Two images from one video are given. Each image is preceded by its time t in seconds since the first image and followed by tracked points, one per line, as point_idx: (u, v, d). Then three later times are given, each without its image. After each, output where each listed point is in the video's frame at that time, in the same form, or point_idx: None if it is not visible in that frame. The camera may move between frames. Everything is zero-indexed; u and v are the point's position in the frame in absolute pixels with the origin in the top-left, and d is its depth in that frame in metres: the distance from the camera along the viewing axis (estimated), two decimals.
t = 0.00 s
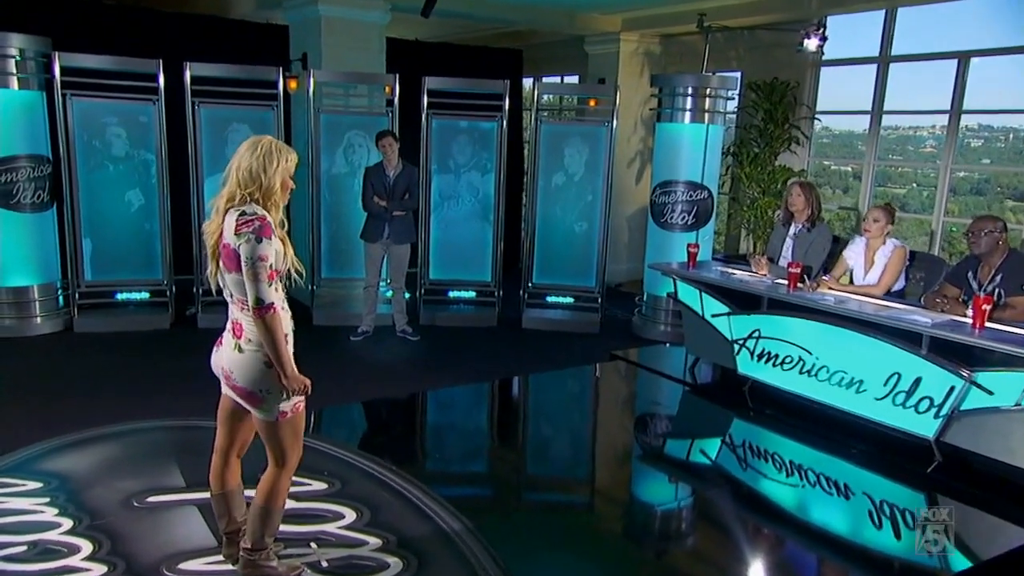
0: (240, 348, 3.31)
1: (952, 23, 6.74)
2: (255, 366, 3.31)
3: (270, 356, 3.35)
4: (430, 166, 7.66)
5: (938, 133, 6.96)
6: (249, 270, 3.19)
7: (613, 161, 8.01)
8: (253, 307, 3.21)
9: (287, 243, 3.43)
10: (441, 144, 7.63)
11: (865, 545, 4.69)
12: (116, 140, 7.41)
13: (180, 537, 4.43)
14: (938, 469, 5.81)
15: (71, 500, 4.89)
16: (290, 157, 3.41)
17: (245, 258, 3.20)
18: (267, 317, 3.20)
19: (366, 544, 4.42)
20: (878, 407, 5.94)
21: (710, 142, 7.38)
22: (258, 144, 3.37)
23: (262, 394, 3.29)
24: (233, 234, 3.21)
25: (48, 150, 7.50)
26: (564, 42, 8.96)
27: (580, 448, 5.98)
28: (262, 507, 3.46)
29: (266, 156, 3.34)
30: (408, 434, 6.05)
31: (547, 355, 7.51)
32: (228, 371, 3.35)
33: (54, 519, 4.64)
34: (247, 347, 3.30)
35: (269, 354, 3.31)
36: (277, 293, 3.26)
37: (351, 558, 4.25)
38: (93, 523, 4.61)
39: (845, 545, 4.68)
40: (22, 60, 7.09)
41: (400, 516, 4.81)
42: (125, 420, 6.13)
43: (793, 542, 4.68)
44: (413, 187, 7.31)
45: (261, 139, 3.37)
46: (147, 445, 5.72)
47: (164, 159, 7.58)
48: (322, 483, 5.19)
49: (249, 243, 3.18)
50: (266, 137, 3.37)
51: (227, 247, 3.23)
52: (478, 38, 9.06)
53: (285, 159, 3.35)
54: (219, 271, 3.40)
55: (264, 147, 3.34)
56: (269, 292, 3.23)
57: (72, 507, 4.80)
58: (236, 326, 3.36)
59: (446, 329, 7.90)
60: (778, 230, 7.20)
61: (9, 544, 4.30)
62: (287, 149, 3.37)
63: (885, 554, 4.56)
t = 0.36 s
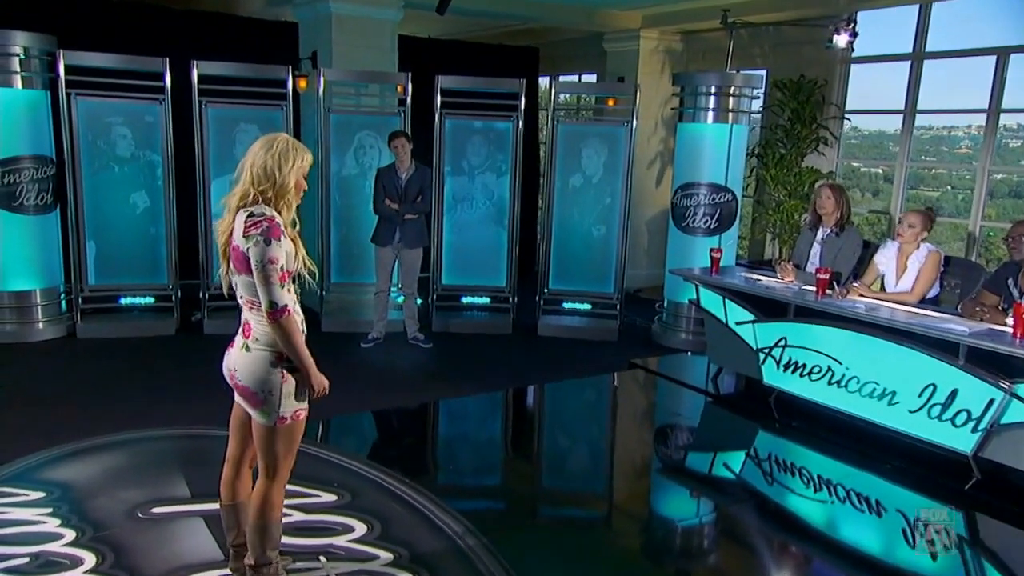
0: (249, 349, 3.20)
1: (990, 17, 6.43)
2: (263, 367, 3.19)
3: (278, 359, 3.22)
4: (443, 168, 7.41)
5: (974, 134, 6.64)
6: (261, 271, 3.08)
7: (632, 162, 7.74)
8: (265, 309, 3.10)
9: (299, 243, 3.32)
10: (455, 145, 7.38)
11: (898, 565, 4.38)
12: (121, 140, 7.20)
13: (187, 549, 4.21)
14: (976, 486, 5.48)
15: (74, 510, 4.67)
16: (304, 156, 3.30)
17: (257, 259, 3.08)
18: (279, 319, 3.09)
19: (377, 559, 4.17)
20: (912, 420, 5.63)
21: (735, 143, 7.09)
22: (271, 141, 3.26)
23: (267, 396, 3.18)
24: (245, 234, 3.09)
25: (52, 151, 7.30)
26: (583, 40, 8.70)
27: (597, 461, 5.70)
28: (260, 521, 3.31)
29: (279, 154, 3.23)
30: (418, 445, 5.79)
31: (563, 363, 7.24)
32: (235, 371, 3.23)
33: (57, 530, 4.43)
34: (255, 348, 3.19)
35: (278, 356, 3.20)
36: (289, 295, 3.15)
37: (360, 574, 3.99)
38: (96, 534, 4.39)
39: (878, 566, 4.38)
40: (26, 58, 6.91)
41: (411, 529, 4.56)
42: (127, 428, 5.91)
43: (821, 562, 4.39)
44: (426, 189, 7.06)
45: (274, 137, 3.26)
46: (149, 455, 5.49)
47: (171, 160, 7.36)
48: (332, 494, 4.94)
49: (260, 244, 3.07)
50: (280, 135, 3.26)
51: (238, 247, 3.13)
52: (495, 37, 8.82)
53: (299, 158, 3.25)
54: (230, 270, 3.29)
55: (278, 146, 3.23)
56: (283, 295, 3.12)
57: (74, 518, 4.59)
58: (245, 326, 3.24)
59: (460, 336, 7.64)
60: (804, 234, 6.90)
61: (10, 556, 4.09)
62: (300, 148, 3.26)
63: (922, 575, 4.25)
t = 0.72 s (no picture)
0: (256, 360, 3.00)
1: None
2: (271, 379, 3.00)
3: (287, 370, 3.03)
4: (456, 171, 7.14)
5: (1013, 136, 6.30)
6: (266, 277, 2.89)
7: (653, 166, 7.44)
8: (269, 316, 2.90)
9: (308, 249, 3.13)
10: (468, 147, 7.11)
11: None
12: (124, 143, 6.96)
13: (189, 567, 3.96)
14: (1019, 507, 5.14)
15: (72, 525, 4.42)
16: (307, 157, 3.12)
17: (263, 264, 2.89)
18: (285, 327, 2.89)
19: None
20: (950, 437, 5.30)
21: (760, 145, 6.79)
22: (272, 143, 3.07)
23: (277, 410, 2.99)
24: (253, 238, 2.91)
25: (53, 153, 7.06)
26: (602, 39, 8.42)
27: (616, 477, 5.39)
28: (274, 533, 3.13)
29: (281, 156, 3.04)
30: (429, 459, 5.50)
31: (580, 375, 6.93)
32: (242, 383, 3.04)
33: (56, 546, 4.18)
34: (262, 359, 2.99)
35: (286, 368, 3.00)
36: (296, 302, 2.96)
37: None
38: (97, 551, 4.14)
39: None
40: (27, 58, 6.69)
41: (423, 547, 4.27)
42: (126, 441, 5.64)
43: None
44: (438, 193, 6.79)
45: (274, 139, 3.08)
46: (149, 468, 5.23)
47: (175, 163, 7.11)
48: (340, 510, 4.66)
49: (269, 249, 2.88)
50: (281, 136, 3.07)
51: (245, 252, 2.94)
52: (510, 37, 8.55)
53: (302, 159, 3.06)
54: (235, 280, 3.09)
55: (281, 148, 3.04)
56: (288, 301, 2.92)
57: (73, 533, 4.34)
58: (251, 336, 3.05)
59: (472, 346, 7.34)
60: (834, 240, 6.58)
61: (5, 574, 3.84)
62: (303, 148, 3.08)
63: None
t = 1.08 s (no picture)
0: (264, 367, 2.80)
1: None
2: (279, 388, 2.79)
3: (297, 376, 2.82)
4: (469, 174, 6.87)
5: None
6: (275, 282, 2.68)
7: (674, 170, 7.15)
8: (276, 323, 2.70)
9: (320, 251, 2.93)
10: (481, 150, 6.84)
11: None
12: (127, 145, 6.72)
13: None
14: None
15: (73, 541, 4.16)
16: (311, 153, 2.90)
17: (272, 269, 2.69)
18: (293, 335, 2.69)
19: None
20: (991, 455, 4.97)
21: (788, 147, 6.50)
22: (273, 142, 2.86)
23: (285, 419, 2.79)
24: (262, 242, 2.71)
25: (55, 156, 6.84)
26: (622, 37, 8.14)
27: (638, 494, 5.09)
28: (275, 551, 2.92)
29: (285, 155, 2.83)
30: (441, 474, 5.22)
31: (599, 387, 6.63)
32: (248, 391, 2.84)
33: (54, 562, 3.92)
34: (271, 367, 2.79)
35: (295, 376, 2.80)
36: (307, 308, 2.76)
37: None
38: (97, 568, 3.90)
39: None
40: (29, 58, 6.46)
41: (434, 568, 3.99)
42: (125, 453, 5.39)
43: None
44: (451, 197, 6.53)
45: (276, 137, 2.86)
46: (149, 481, 4.97)
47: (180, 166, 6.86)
48: (349, 526, 4.39)
49: (279, 254, 2.68)
50: (283, 134, 2.86)
51: (254, 257, 2.74)
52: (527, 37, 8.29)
53: (308, 156, 2.85)
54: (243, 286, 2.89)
55: (282, 145, 2.82)
56: (297, 307, 2.72)
57: (73, 549, 4.08)
58: (259, 342, 2.85)
59: (486, 356, 7.06)
60: (866, 247, 6.27)
61: None
62: (306, 145, 2.87)
63: None
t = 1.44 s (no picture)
0: (280, 376, 2.66)
1: None
2: (295, 397, 2.65)
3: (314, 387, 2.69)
4: (487, 175, 6.59)
5: None
6: (297, 284, 2.55)
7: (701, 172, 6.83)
8: (302, 326, 2.56)
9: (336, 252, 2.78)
10: (500, 151, 6.55)
11: None
12: (133, 145, 6.47)
13: None
14: None
15: (78, 556, 3.91)
16: (319, 150, 2.74)
17: (293, 270, 2.55)
18: (320, 338, 2.56)
19: None
20: None
21: (822, 147, 6.19)
22: (280, 141, 2.70)
23: (299, 430, 2.65)
24: (280, 243, 2.57)
25: (58, 157, 6.60)
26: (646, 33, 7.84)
27: (664, 512, 4.77)
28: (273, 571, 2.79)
29: (294, 153, 2.67)
30: (456, 489, 4.92)
31: (623, 399, 6.30)
32: (261, 401, 2.69)
33: None
34: (288, 375, 2.65)
35: (312, 385, 2.66)
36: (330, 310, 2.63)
37: None
38: None
39: None
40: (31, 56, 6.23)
41: None
42: (124, 466, 5.11)
43: None
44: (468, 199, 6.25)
45: (282, 135, 2.70)
46: (148, 495, 4.70)
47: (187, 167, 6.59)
48: (363, 542, 4.11)
49: (299, 256, 2.54)
50: (289, 132, 2.69)
51: (272, 261, 2.59)
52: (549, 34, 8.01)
53: (317, 154, 2.70)
54: (256, 293, 2.74)
55: (290, 143, 2.67)
56: (323, 310, 2.59)
57: (77, 564, 3.83)
58: (274, 349, 2.70)
59: (504, 366, 6.74)
60: (906, 253, 5.94)
61: None
62: (314, 141, 2.71)
63: None
